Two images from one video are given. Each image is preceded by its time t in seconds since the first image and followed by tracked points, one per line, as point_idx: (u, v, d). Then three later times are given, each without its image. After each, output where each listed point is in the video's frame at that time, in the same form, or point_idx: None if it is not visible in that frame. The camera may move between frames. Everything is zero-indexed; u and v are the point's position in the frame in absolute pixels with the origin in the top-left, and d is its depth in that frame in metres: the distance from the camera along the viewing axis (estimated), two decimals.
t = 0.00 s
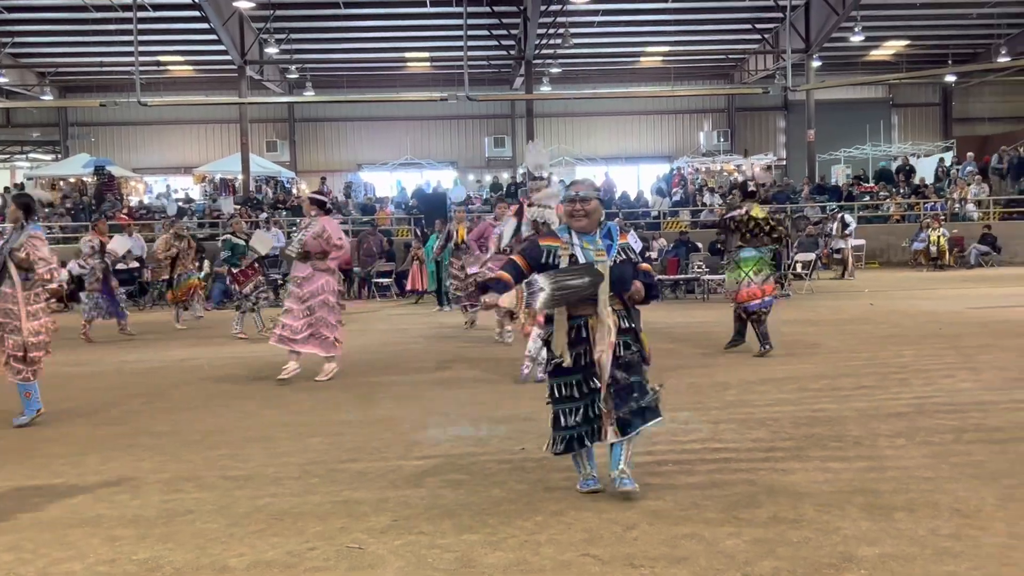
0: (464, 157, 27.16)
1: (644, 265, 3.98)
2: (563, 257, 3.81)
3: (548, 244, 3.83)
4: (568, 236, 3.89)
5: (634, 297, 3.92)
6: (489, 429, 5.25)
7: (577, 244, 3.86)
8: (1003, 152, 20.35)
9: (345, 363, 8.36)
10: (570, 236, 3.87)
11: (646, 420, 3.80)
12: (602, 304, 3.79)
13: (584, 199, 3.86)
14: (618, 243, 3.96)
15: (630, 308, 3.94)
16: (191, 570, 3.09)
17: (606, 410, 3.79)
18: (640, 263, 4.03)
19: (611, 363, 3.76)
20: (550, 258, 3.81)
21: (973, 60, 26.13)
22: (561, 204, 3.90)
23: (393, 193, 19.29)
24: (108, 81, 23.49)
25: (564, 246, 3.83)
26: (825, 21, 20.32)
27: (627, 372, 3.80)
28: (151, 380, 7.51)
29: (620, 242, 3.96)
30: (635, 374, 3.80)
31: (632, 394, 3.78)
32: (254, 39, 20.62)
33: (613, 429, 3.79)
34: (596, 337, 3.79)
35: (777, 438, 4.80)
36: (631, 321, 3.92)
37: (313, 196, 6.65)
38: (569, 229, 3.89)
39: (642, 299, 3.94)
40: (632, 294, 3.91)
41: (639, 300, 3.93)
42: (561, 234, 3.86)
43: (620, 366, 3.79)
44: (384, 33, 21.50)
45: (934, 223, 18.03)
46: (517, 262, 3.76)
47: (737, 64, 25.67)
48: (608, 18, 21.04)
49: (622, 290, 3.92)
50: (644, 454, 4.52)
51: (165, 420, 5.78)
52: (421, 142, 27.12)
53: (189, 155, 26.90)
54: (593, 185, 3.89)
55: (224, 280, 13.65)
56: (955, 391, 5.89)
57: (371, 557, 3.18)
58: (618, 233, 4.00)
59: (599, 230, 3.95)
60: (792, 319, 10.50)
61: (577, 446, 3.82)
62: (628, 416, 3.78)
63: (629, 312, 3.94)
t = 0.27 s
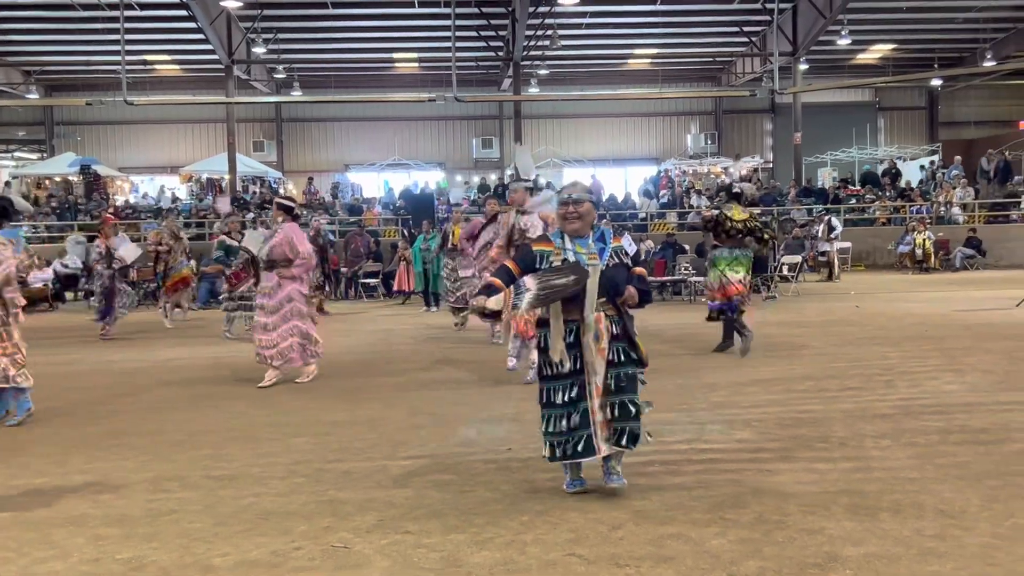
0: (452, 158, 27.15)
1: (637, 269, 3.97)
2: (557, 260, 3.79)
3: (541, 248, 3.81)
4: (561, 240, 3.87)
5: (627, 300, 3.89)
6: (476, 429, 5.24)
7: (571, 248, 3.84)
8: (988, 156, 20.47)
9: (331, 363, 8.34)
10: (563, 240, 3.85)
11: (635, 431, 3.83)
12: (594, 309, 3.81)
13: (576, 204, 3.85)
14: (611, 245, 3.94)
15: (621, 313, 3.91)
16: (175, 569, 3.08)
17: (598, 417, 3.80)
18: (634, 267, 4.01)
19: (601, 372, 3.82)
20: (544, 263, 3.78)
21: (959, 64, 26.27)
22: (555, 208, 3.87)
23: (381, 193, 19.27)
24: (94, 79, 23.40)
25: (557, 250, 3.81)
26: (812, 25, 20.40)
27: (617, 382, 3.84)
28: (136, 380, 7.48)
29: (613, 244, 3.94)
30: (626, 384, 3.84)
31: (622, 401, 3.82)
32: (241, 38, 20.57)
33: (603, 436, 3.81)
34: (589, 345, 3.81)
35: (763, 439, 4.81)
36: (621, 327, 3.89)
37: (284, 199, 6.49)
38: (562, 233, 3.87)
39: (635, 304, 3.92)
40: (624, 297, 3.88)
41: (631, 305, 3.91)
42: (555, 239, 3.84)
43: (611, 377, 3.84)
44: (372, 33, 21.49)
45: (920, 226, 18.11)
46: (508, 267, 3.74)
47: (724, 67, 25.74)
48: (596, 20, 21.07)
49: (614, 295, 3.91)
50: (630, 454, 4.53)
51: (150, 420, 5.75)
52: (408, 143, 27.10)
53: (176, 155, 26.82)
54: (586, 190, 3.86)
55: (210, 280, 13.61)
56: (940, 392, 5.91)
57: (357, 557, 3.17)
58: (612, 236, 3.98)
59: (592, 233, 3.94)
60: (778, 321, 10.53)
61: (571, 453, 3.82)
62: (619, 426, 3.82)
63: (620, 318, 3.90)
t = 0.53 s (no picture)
0: (442, 159, 27.14)
1: (645, 272, 3.82)
2: (557, 266, 3.86)
3: (543, 255, 3.91)
4: (564, 242, 3.91)
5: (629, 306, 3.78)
6: (467, 431, 5.24)
7: (571, 251, 3.87)
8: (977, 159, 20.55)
9: (320, 364, 8.33)
10: (564, 242, 3.90)
11: (626, 439, 3.79)
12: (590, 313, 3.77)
13: (576, 207, 3.83)
14: (615, 247, 3.88)
15: (622, 318, 3.87)
16: (163, 570, 3.08)
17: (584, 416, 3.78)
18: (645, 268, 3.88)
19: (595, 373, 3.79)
20: (546, 270, 3.88)
21: (947, 67, 26.37)
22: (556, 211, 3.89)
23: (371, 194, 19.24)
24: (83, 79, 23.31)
25: (558, 254, 3.88)
26: (802, 28, 20.46)
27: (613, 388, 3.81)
28: (126, 380, 7.46)
29: (617, 247, 3.88)
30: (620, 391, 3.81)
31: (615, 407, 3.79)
32: (231, 39, 20.53)
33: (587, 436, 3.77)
34: (581, 346, 3.80)
35: (752, 440, 4.83)
36: (622, 332, 3.85)
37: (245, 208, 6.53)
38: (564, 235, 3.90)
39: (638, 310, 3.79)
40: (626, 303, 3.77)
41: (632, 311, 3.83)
42: (556, 243, 3.90)
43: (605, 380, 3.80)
44: (363, 34, 21.46)
45: (908, 229, 18.17)
46: (520, 287, 3.91)
47: (714, 69, 25.79)
48: (587, 22, 21.09)
49: (615, 300, 3.83)
50: (620, 455, 4.53)
51: (138, 420, 5.74)
52: (399, 144, 27.08)
53: (165, 155, 26.75)
54: (586, 193, 3.84)
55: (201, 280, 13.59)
56: (928, 394, 5.94)
57: (346, 557, 3.17)
58: (617, 237, 3.92)
59: (596, 234, 3.91)
60: (768, 323, 10.55)
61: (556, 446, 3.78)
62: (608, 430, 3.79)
63: (622, 323, 3.86)
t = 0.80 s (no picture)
0: (434, 161, 27.14)
1: (638, 270, 3.79)
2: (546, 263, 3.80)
3: (533, 254, 3.83)
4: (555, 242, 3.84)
5: (621, 305, 3.75)
6: (459, 433, 5.24)
7: (561, 251, 3.79)
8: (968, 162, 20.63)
9: (311, 366, 8.32)
10: (556, 243, 3.82)
11: (620, 442, 3.78)
12: (584, 310, 3.75)
13: (568, 207, 3.76)
14: (606, 247, 3.81)
15: (614, 318, 3.83)
16: (154, 574, 3.06)
17: (574, 421, 3.75)
18: (635, 266, 3.81)
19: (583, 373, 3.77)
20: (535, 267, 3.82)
21: (938, 71, 26.47)
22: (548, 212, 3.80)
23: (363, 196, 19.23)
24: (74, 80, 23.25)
25: (548, 253, 3.81)
26: (794, 31, 20.51)
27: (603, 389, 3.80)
28: (117, 382, 7.44)
29: (608, 246, 3.81)
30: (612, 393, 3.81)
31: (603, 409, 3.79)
32: (223, 40, 20.50)
33: (578, 441, 3.74)
34: (573, 346, 3.79)
35: (744, 443, 4.83)
36: (613, 332, 3.83)
37: (219, 202, 6.49)
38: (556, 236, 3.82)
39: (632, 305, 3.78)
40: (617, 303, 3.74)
41: (624, 310, 3.79)
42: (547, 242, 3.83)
43: (597, 382, 3.79)
44: (355, 36, 21.45)
45: (899, 232, 18.23)
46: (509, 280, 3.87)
47: (706, 72, 25.83)
48: (579, 25, 21.11)
49: (606, 299, 3.79)
50: (612, 458, 4.53)
51: (129, 423, 5.72)
52: (390, 146, 27.06)
53: (156, 156, 26.70)
54: (577, 192, 3.76)
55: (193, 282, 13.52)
56: (918, 397, 5.96)
57: (338, 561, 3.16)
58: (608, 235, 3.85)
59: (586, 233, 3.83)
60: (759, 326, 10.58)
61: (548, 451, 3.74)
62: (600, 435, 3.77)
63: (612, 323, 3.83)
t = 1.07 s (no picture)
0: (427, 163, 27.14)
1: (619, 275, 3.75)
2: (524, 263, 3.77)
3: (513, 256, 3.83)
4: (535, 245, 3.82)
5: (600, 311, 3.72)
6: (452, 435, 5.23)
7: (541, 255, 3.78)
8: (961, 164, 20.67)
9: (304, 368, 8.31)
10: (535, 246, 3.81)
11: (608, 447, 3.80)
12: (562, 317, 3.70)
13: (547, 208, 3.74)
14: (585, 251, 3.79)
15: (592, 324, 3.79)
16: None
17: (560, 426, 3.74)
18: (616, 271, 3.78)
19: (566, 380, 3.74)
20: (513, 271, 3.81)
21: (931, 74, 26.53)
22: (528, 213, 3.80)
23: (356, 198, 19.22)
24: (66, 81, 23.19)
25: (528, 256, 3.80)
26: (787, 33, 20.53)
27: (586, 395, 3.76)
28: (109, 384, 7.42)
29: (587, 251, 3.79)
30: (596, 398, 3.76)
31: (587, 415, 3.75)
32: (216, 42, 20.47)
33: (566, 446, 3.73)
34: (551, 352, 3.77)
35: (736, 445, 4.84)
36: (594, 338, 3.78)
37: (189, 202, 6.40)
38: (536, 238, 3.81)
39: (612, 311, 3.75)
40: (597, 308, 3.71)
41: (604, 316, 3.76)
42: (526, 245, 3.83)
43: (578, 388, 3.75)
44: (349, 38, 21.43)
45: (892, 234, 18.27)
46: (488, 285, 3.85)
47: (700, 75, 25.87)
48: (573, 27, 21.12)
49: (585, 305, 3.76)
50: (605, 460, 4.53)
51: (121, 425, 5.71)
52: (384, 148, 27.05)
53: (149, 157, 26.66)
54: (557, 193, 3.75)
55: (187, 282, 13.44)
56: (911, 399, 5.96)
57: (330, 563, 3.16)
58: (589, 240, 3.84)
59: (567, 237, 3.82)
60: (751, 328, 10.60)
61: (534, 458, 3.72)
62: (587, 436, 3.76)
63: (593, 329, 3.79)
